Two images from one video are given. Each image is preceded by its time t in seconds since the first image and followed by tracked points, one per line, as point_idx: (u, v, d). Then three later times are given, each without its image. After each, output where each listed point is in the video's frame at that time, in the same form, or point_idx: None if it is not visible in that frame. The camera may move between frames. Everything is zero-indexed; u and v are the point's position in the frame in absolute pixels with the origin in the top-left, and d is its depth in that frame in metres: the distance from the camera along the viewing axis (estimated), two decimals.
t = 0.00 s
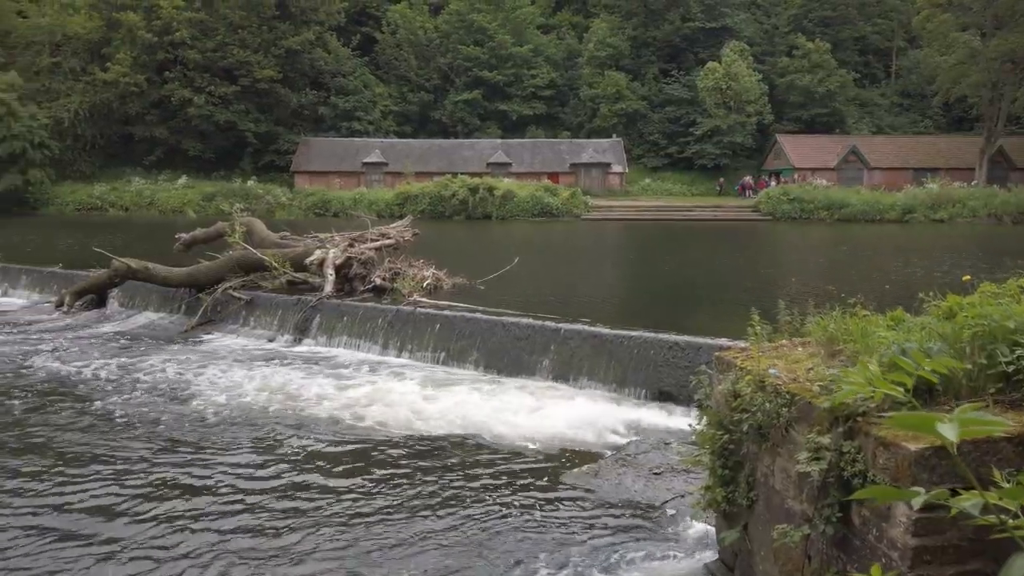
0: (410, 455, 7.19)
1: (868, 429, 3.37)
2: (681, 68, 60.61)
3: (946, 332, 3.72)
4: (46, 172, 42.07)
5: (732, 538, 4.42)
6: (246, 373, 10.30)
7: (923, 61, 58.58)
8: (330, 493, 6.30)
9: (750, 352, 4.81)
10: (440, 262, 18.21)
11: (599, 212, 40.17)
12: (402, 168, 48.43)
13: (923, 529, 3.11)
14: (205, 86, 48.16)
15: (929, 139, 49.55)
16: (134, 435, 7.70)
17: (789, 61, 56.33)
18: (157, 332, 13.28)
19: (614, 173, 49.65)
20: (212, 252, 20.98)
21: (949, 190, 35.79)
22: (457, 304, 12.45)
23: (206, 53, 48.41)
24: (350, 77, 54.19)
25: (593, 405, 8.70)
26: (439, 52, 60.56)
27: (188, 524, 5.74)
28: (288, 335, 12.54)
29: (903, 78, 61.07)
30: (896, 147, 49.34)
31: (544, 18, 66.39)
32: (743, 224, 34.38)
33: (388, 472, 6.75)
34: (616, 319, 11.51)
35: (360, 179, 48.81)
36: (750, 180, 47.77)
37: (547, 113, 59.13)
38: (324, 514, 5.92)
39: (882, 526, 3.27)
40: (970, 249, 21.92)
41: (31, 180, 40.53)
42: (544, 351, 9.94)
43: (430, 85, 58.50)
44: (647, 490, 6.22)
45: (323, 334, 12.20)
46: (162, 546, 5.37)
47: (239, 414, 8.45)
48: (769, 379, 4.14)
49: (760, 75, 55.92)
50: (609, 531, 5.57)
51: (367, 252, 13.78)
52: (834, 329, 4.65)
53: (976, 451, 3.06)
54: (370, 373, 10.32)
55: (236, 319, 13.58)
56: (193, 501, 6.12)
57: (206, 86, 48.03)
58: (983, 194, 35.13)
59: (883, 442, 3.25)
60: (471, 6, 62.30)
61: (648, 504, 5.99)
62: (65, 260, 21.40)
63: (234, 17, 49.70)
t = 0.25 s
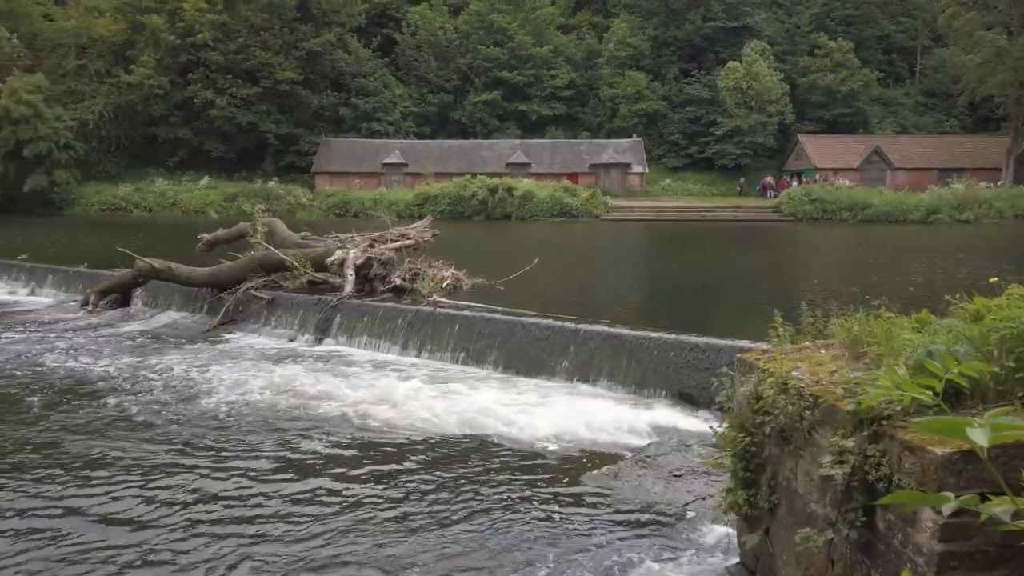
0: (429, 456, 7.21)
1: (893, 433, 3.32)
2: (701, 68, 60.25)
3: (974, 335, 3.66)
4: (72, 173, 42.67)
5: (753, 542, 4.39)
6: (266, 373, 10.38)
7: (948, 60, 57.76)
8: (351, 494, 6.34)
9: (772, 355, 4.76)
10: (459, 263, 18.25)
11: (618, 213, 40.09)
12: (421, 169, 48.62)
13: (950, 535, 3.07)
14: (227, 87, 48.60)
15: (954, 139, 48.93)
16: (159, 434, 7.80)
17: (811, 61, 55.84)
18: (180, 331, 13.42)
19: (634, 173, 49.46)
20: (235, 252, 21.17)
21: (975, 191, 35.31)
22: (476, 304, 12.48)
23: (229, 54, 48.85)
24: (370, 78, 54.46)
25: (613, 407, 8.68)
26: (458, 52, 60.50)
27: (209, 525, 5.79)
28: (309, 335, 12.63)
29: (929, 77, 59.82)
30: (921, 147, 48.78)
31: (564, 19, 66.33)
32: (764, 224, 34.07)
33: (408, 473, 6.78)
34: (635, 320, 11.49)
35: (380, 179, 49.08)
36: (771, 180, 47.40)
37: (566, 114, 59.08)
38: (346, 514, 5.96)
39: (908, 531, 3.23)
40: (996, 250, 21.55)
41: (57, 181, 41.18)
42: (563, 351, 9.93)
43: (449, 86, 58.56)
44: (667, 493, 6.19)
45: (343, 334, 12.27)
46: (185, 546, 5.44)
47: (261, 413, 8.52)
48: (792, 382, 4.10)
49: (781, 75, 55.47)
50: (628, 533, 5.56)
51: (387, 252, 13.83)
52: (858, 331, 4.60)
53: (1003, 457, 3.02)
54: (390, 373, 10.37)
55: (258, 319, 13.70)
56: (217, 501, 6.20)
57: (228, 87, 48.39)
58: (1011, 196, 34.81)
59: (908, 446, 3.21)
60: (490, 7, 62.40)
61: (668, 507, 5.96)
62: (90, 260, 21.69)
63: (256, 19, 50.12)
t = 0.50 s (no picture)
0: (451, 457, 7.22)
1: (922, 437, 3.27)
2: (725, 68, 59.81)
3: (1006, 338, 3.59)
4: (100, 174, 43.36)
5: (778, 545, 4.34)
6: (289, 373, 10.46)
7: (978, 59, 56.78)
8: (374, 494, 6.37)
9: (798, 357, 4.71)
10: (481, 263, 18.28)
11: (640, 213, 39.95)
12: (443, 169, 48.76)
13: (981, 541, 3.01)
14: (252, 89, 49.06)
15: (984, 139, 48.12)
16: (185, 433, 7.89)
17: (837, 59, 55.23)
18: (205, 331, 13.58)
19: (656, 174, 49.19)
20: (260, 252, 21.38)
21: (1005, 191, 34.71)
22: (498, 305, 12.50)
23: (254, 57, 49.33)
24: (393, 79, 54.73)
25: (635, 408, 8.64)
26: (481, 53, 60.39)
27: (232, 524, 5.83)
28: (332, 335, 12.73)
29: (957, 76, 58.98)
30: (949, 147, 48.03)
31: (586, 19, 66.20)
32: (788, 225, 33.75)
33: (430, 474, 6.79)
34: (658, 321, 11.43)
35: (403, 180, 49.30)
36: (796, 180, 46.94)
37: (588, 114, 58.99)
38: (368, 515, 5.98)
39: (936, 537, 3.18)
40: None
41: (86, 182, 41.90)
42: (585, 353, 9.91)
43: (471, 87, 58.63)
44: (691, 495, 6.15)
45: (366, 334, 12.34)
46: (210, 545, 5.49)
47: (285, 413, 8.59)
48: (818, 385, 4.05)
49: (807, 74, 54.90)
50: (650, 536, 5.53)
51: (409, 253, 13.88)
52: (886, 334, 4.53)
53: None
54: (412, 373, 10.41)
55: (282, 319, 13.81)
56: (241, 501, 6.25)
57: (253, 89, 48.80)
58: None
59: (937, 450, 3.16)
60: (513, 7, 62.49)
61: (691, 510, 5.92)
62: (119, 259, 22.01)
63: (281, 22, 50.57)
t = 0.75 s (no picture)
0: (474, 458, 7.23)
1: (954, 442, 3.21)
2: (751, 67, 59.30)
3: None
4: (130, 175, 44.07)
5: (805, 551, 4.28)
6: (314, 372, 10.54)
7: (1011, 57, 55.62)
8: (395, 495, 6.39)
9: (825, 360, 4.66)
10: (505, 264, 18.30)
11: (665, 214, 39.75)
12: (467, 170, 48.88)
13: (1014, 548, 2.94)
14: (278, 91, 49.46)
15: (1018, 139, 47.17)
16: (211, 433, 7.98)
17: (866, 58, 54.58)
18: (232, 330, 13.72)
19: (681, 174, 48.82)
20: (286, 253, 21.58)
21: None
22: (521, 305, 12.50)
23: (280, 59, 49.86)
24: (418, 81, 55.02)
25: (659, 409, 8.60)
26: (505, 54, 60.29)
27: (257, 526, 5.88)
28: (356, 335, 12.81)
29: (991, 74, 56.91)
30: (982, 146, 47.13)
31: (611, 19, 66.07)
32: (814, 226, 33.35)
33: (453, 475, 6.79)
34: (682, 323, 11.37)
35: (426, 180, 49.48)
36: (823, 181, 46.41)
37: (613, 114, 58.88)
38: (390, 518, 5.99)
39: (968, 543, 3.12)
40: None
41: (116, 183, 42.65)
42: (608, 354, 9.87)
43: (495, 87, 58.52)
44: (716, 497, 6.10)
45: (390, 334, 12.41)
46: (234, 548, 5.53)
47: (309, 412, 8.67)
48: (847, 388, 4.00)
49: (835, 74, 54.27)
50: (675, 538, 5.50)
51: (432, 253, 13.92)
52: (916, 336, 4.46)
53: None
54: (435, 373, 10.45)
55: (307, 318, 13.93)
56: (266, 501, 6.31)
57: (279, 91, 49.26)
58: None
59: (970, 456, 3.10)
60: (537, 8, 62.53)
61: (715, 512, 5.88)
62: (148, 259, 22.37)
63: (307, 24, 51.06)
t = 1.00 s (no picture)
0: (499, 459, 7.22)
1: (989, 448, 3.15)
2: (780, 66, 58.66)
3: None
4: (160, 176, 44.78)
5: (835, 556, 4.20)
6: (341, 371, 10.61)
7: None
8: (421, 495, 6.41)
9: (857, 363, 4.58)
10: (530, 265, 18.29)
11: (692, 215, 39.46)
12: (492, 171, 48.95)
13: None
14: (306, 92, 49.90)
15: None
16: (240, 430, 8.07)
17: (897, 56, 53.71)
18: (260, 329, 13.87)
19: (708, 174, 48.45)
20: (313, 253, 21.80)
21: None
22: (546, 306, 12.48)
23: (308, 61, 50.35)
24: (444, 82, 55.22)
25: (686, 412, 8.53)
26: (530, 54, 60.28)
27: (284, 524, 5.93)
28: (382, 335, 12.88)
29: None
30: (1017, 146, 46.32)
31: (637, 18, 65.76)
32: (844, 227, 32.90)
33: (478, 477, 6.79)
34: (710, 324, 11.30)
35: (452, 181, 49.63)
36: (854, 181, 45.75)
37: (639, 114, 58.64)
38: (416, 517, 6.01)
39: (1004, 551, 3.05)
40: None
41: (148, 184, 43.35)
42: (635, 355, 9.82)
43: (520, 88, 58.58)
44: (744, 501, 6.04)
45: (416, 334, 12.46)
46: (262, 545, 5.58)
47: (337, 411, 8.73)
48: (878, 392, 3.94)
49: (866, 72, 53.46)
50: (702, 542, 5.45)
51: (458, 254, 13.96)
52: (951, 339, 4.38)
53: None
54: (460, 373, 10.47)
55: (334, 318, 14.04)
56: (293, 499, 6.36)
57: (307, 92, 49.71)
58: None
59: (1006, 463, 3.04)
60: (563, 8, 62.43)
61: (743, 516, 5.82)
62: (179, 259, 22.72)
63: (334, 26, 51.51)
